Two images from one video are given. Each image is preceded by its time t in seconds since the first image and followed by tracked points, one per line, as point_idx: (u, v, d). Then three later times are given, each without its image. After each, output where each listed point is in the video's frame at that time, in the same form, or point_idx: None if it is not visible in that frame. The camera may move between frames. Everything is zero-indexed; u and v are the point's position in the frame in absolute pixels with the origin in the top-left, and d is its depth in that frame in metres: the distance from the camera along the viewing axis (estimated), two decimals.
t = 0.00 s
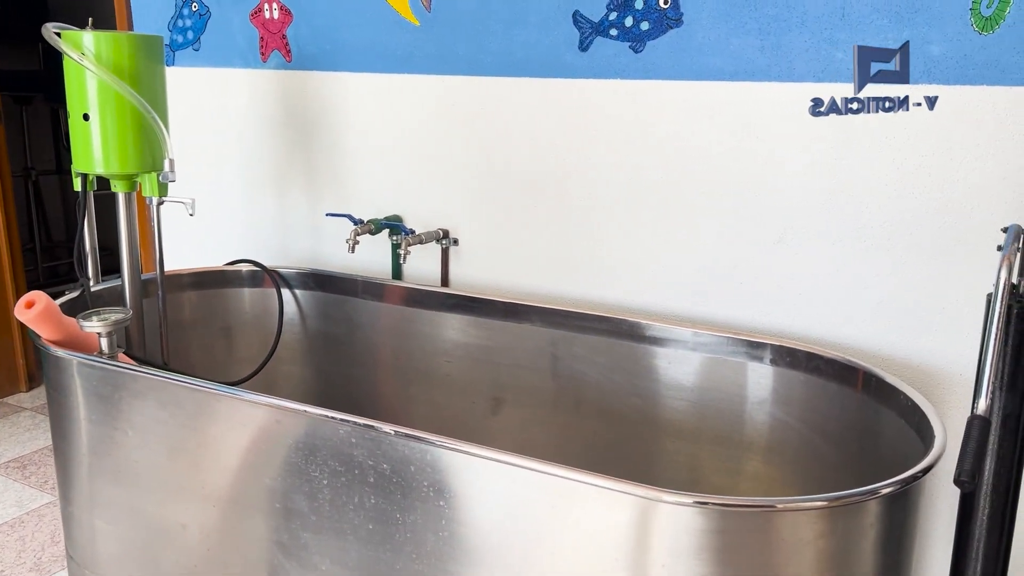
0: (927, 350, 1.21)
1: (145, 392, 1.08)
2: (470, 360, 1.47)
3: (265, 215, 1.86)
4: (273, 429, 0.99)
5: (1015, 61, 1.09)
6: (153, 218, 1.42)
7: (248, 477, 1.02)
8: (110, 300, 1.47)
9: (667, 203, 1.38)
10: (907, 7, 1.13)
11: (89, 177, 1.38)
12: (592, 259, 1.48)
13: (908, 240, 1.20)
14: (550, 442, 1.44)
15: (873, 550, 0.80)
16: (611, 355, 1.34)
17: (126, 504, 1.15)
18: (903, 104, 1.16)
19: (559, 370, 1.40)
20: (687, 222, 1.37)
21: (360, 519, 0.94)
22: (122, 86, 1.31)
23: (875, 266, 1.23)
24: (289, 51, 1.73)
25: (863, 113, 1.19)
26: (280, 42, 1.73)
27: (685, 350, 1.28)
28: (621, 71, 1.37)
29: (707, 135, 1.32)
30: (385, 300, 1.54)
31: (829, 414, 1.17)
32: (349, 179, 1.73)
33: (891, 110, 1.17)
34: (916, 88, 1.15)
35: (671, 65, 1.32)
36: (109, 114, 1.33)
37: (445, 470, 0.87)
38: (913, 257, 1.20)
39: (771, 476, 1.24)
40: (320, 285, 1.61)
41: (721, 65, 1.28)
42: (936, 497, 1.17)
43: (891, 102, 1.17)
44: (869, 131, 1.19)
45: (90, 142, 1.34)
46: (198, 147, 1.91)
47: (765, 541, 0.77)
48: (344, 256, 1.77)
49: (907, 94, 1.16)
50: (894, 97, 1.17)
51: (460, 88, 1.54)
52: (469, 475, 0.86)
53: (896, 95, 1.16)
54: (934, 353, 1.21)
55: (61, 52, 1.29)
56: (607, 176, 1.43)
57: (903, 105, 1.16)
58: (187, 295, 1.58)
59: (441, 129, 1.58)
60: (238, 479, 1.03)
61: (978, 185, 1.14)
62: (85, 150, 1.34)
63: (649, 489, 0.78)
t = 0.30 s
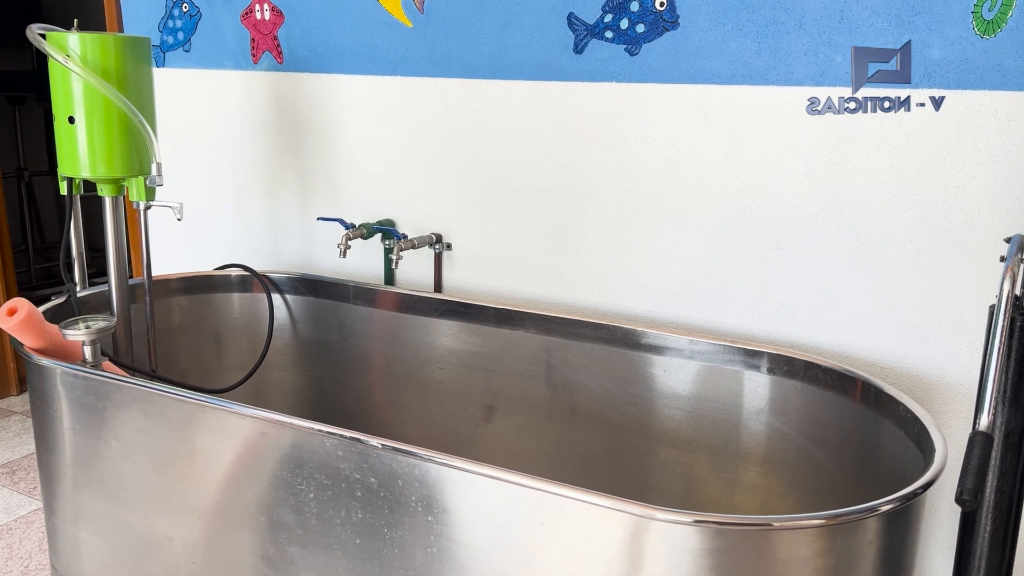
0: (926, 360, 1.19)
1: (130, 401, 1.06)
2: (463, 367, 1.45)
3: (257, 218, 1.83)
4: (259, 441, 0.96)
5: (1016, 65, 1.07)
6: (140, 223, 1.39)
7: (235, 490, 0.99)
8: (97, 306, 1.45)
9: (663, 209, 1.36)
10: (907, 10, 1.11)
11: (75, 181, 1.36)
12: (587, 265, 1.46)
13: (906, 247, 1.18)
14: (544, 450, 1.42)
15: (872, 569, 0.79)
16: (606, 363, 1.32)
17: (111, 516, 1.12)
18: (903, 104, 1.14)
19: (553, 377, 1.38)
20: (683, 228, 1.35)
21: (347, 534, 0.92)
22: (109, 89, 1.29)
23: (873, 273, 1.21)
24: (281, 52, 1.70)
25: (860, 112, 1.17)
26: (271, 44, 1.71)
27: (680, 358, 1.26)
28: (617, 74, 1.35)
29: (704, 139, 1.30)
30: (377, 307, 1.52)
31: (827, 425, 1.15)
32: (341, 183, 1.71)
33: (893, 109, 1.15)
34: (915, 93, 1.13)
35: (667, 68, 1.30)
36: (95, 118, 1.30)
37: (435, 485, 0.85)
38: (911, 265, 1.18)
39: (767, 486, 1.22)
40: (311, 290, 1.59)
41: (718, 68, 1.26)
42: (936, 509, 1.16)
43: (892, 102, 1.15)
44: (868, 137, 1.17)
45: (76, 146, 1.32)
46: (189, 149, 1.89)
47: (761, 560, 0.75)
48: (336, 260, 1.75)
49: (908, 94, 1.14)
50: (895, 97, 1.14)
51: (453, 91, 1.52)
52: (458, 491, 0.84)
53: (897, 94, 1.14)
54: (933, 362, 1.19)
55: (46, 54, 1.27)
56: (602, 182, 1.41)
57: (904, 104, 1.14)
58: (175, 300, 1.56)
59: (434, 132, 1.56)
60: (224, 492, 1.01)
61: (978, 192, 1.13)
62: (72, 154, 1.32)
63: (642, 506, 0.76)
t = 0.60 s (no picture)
0: (925, 367, 1.18)
1: (119, 405, 1.05)
2: (458, 370, 1.44)
3: (254, 220, 1.83)
4: (247, 447, 0.95)
5: (1018, 68, 1.05)
6: (134, 225, 1.38)
7: (223, 496, 0.98)
8: (91, 308, 1.44)
9: (660, 212, 1.35)
10: (907, 12, 1.10)
11: (69, 183, 1.35)
12: (583, 268, 1.44)
13: (905, 253, 1.17)
14: (539, 455, 1.41)
15: None
16: (602, 368, 1.31)
17: (100, 520, 1.12)
18: (904, 104, 1.12)
19: (548, 382, 1.37)
20: (679, 231, 1.34)
21: (334, 542, 0.91)
22: (102, 91, 1.28)
23: (872, 279, 1.20)
24: (278, 53, 1.70)
25: (860, 112, 1.15)
26: (269, 45, 1.70)
27: (676, 364, 1.25)
28: (614, 76, 1.34)
29: (701, 142, 1.28)
30: (373, 310, 1.51)
31: (824, 432, 1.13)
32: (337, 184, 1.70)
33: (893, 109, 1.13)
34: (914, 96, 1.12)
35: (665, 70, 1.29)
36: (89, 120, 1.30)
37: (422, 494, 0.84)
38: (910, 271, 1.17)
39: (763, 494, 1.20)
40: (307, 292, 1.58)
41: (715, 70, 1.24)
42: (934, 518, 1.14)
43: (892, 102, 1.13)
44: (867, 140, 1.16)
45: (70, 148, 1.31)
46: (186, 150, 1.88)
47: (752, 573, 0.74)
48: (333, 262, 1.74)
49: (908, 95, 1.12)
50: (895, 97, 1.13)
51: (450, 92, 1.51)
52: (446, 500, 0.83)
53: (897, 95, 1.13)
54: (931, 370, 1.17)
55: (39, 55, 1.26)
56: (599, 185, 1.40)
57: (904, 105, 1.12)
58: (169, 302, 1.55)
59: (432, 134, 1.55)
60: (212, 497, 1.00)
61: (978, 197, 1.11)
62: (65, 156, 1.31)
63: (631, 517, 0.75)
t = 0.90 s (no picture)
0: (924, 372, 1.16)
1: (109, 404, 1.05)
2: (455, 371, 1.43)
3: (254, 218, 1.83)
4: (235, 449, 0.95)
5: (1020, 68, 1.03)
6: (132, 223, 1.38)
7: (211, 497, 0.98)
8: (88, 306, 1.45)
9: (657, 213, 1.33)
10: (907, 10, 1.08)
11: (66, 182, 1.35)
12: (581, 270, 1.43)
13: (904, 255, 1.15)
14: (535, 457, 1.40)
15: None
16: (599, 370, 1.30)
17: (92, 519, 1.12)
18: (904, 104, 1.11)
19: (544, 384, 1.36)
20: (677, 232, 1.32)
21: (320, 544, 0.90)
22: (99, 90, 1.28)
23: (871, 282, 1.18)
24: (278, 51, 1.69)
25: (860, 112, 1.14)
26: (269, 43, 1.70)
27: (673, 367, 1.23)
28: (612, 76, 1.32)
29: (699, 142, 1.27)
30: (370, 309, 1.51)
31: (821, 437, 1.12)
32: (336, 183, 1.69)
33: (894, 109, 1.11)
34: (914, 95, 1.10)
35: (663, 70, 1.27)
36: (85, 118, 1.30)
37: (407, 498, 0.83)
38: (911, 274, 1.15)
39: (759, 499, 1.19)
40: (304, 291, 1.57)
41: (713, 70, 1.23)
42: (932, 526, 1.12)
43: (893, 102, 1.11)
44: (867, 141, 1.14)
45: (67, 147, 1.31)
46: (187, 149, 1.88)
47: None
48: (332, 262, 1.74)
49: (909, 94, 1.10)
50: (896, 97, 1.11)
51: (449, 91, 1.50)
52: (431, 504, 0.82)
53: (897, 95, 1.11)
54: (931, 375, 1.15)
55: (36, 54, 1.26)
56: (597, 185, 1.39)
57: (905, 105, 1.11)
58: (167, 300, 1.55)
59: (430, 133, 1.54)
60: (200, 498, 0.99)
61: (980, 200, 1.09)
62: (62, 155, 1.31)
63: (616, 524, 0.74)
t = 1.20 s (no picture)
0: (934, 380, 1.13)
1: (107, 405, 1.05)
2: (457, 373, 1.42)
3: (261, 217, 1.82)
4: (229, 452, 0.94)
5: None
6: (135, 222, 1.38)
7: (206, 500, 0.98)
8: (93, 304, 1.45)
9: (663, 215, 1.31)
10: (918, 9, 1.05)
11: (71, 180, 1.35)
12: (586, 271, 1.42)
13: (914, 260, 1.12)
14: (537, 460, 1.38)
15: None
16: (603, 374, 1.28)
17: (91, 518, 1.12)
18: (905, 105, 1.08)
19: (547, 387, 1.34)
20: (682, 234, 1.30)
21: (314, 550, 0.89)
22: (102, 89, 1.28)
23: (880, 288, 1.15)
24: (284, 49, 1.69)
25: (861, 112, 1.11)
26: (276, 41, 1.69)
27: (677, 372, 1.21)
28: (617, 75, 1.30)
29: (705, 143, 1.25)
30: (374, 310, 1.50)
31: (828, 445, 1.10)
32: (342, 182, 1.68)
33: (895, 110, 1.09)
34: (915, 96, 1.07)
35: (669, 69, 1.25)
36: (89, 117, 1.30)
37: (400, 506, 0.82)
38: (921, 280, 1.12)
39: (763, 507, 1.17)
40: (308, 290, 1.57)
41: (720, 69, 1.21)
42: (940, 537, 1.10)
43: (894, 103, 1.09)
44: (877, 143, 1.11)
45: (71, 145, 1.31)
46: (195, 146, 1.88)
47: None
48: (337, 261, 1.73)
49: (911, 95, 1.08)
50: (897, 98, 1.09)
51: (454, 90, 1.49)
52: (424, 513, 0.81)
53: (898, 95, 1.08)
54: (941, 383, 1.13)
55: (39, 53, 1.26)
56: (602, 186, 1.37)
57: (906, 105, 1.08)
58: (170, 299, 1.55)
59: (435, 132, 1.53)
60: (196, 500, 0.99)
61: (993, 205, 1.06)
62: (66, 154, 1.31)
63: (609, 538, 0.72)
